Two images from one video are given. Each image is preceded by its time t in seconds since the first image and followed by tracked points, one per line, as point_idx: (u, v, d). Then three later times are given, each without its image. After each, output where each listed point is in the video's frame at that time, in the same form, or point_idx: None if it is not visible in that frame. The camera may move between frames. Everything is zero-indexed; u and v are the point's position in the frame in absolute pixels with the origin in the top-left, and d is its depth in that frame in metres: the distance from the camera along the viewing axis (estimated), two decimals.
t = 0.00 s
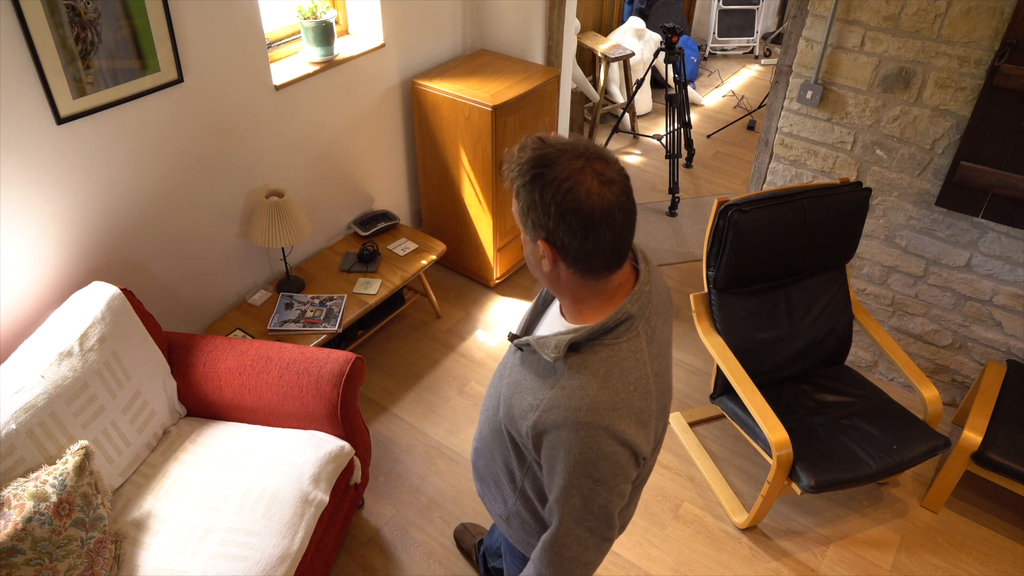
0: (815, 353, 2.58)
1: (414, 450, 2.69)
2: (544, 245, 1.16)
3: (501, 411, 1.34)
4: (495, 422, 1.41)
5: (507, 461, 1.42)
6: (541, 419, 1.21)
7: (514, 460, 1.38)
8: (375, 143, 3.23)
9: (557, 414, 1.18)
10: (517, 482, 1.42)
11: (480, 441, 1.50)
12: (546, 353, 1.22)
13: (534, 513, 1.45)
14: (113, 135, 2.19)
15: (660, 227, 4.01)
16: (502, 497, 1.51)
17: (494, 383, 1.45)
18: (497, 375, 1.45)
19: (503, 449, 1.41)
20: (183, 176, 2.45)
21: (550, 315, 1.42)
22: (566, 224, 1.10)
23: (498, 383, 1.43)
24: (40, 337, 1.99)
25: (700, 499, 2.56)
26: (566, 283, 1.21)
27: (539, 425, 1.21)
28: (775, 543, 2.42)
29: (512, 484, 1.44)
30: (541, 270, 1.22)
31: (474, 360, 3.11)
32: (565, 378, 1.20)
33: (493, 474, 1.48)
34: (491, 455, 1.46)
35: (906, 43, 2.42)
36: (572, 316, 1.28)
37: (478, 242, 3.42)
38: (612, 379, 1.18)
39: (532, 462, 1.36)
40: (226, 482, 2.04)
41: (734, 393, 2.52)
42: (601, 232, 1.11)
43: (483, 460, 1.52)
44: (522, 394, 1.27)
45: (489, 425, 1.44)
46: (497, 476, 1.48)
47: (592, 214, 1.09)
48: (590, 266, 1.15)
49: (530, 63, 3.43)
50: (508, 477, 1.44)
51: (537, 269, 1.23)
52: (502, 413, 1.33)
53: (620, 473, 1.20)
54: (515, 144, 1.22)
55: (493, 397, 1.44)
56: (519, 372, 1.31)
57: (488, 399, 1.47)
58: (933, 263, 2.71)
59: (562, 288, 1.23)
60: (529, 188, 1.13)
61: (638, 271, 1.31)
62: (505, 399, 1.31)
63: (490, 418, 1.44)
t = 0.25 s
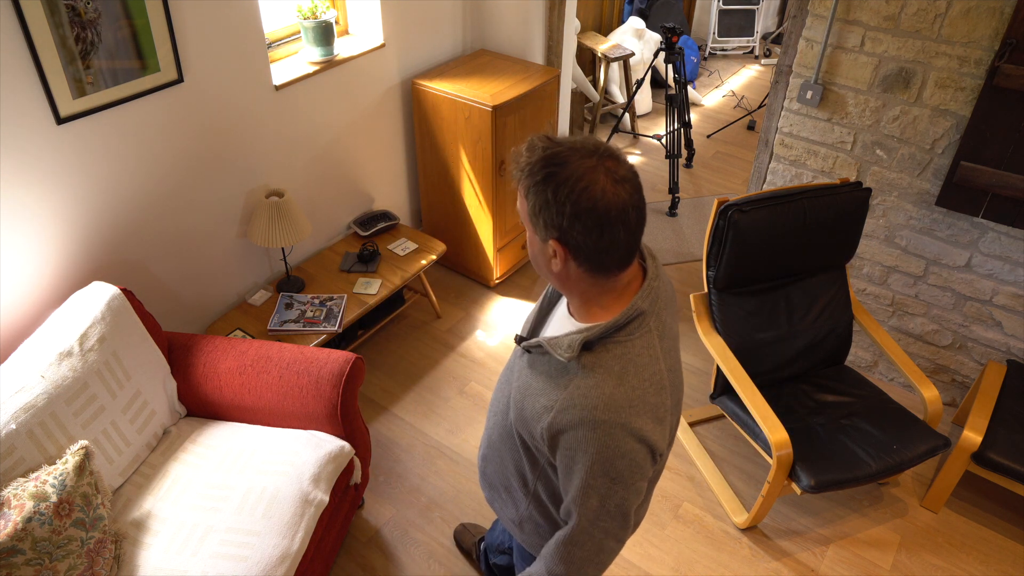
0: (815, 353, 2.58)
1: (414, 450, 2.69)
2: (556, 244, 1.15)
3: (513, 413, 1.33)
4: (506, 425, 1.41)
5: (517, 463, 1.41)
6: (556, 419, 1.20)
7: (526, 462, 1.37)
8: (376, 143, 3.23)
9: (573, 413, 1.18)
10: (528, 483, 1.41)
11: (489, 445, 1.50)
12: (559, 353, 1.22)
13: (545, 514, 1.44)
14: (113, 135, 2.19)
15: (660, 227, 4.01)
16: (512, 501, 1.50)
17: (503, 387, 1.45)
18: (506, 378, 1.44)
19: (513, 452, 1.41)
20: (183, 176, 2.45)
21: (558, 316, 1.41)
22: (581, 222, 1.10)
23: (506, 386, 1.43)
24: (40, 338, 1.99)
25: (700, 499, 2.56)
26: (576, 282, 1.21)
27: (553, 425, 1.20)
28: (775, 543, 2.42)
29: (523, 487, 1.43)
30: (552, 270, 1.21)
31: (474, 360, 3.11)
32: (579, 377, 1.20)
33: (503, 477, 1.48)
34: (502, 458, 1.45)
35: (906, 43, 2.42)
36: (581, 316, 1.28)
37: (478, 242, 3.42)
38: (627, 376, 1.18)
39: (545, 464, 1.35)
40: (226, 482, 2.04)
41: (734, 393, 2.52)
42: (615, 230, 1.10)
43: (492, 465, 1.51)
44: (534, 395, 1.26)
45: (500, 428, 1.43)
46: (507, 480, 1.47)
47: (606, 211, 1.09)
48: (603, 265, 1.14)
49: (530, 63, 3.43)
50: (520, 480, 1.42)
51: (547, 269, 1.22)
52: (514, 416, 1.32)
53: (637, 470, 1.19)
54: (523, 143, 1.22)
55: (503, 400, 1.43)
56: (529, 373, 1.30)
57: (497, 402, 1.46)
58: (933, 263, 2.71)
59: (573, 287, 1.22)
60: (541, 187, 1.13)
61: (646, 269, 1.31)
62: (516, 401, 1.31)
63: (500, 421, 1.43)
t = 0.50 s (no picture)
0: (814, 353, 2.58)
1: (415, 450, 2.70)
2: (564, 243, 1.15)
3: (520, 413, 1.33)
4: (513, 426, 1.41)
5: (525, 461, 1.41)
6: (563, 422, 1.19)
7: (535, 464, 1.37)
8: (376, 143, 3.23)
9: (580, 416, 1.17)
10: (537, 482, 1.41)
11: (497, 444, 1.50)
12: (565, 355, 1.22)
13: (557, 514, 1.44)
14: (113, 135, 2.19)
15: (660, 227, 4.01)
16: (521, 502, 1.49)
17: (509, 388, 1.45)
18: (512, 377, 1.45)
19: (522, 453, 1.41)
20: (184, 176, 2.45)
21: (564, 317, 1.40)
22: (591, 221, 1.09)
23: (513, 388, 1.43)
24: (40, 338, 1.99)
25: (700, 499, 2.56)
26: (584, 282, 1.20)
27: (561, 429, 1.20)
28: (775, 543, 2.42)
29: (531, 487, 1.43)
30: (561, 270, 1.21)
31: (475, 360, 3.11)
32: (586, 379, 1.19)
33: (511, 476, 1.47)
34: (510, 460, 1.45)
35: (906, 43, 2.42)
36: (587, 316, 1.27)
37: (478, 242, 3.42)
38: (634, 378, 1.17)
39: (554, 465, 1.35)
40: (225, 482, 2.04)
41: (734, 393, 2.52)
42: (626, 228, 1.10)
43: (500, 465, 1.51)
44: (542, 397, 1.26)
45: (507, 427, 1.44)
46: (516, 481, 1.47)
47: (617, 210, 1.09)
48: (612, 264, 1.14)
49: (530, 63, 3.43)
50: (529, 481, 1.42)
51: (554, 269, 1.22)
52: (522, 418, 1.32)
53: (649, 473, 1.17)
54: (532, 142, 1.21)
55: (510, 400, 1.43)
56: (536, 376, 1.30)
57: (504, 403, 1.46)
58: (934, 263, 2.71)
59: (580, 287, 1.22)
60: (551, 186, 1.13)
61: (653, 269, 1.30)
62: (524, 404, 1.31)
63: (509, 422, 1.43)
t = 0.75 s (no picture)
0: (814, 353, 2.58)
1: (415, 450, 2.69)
2: (572, 247, 1.14)
3: (531, 421, 1.32)
4: (521, 434, 1.40)
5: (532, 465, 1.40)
6: (581, 428, 1.18)
7: (545, 470, 1.36)
8: (376, 143, 3.23)
9: (599, 420, 1.16)
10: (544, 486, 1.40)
11: (502, 453, 1.49)
12: (579, 361, 1.21)
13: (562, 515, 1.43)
14: (113, 135, 2.19)
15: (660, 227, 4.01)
16: (529, 511, 1.48)
17: (515, 395, 1.44)
18: (517, 384, 1.44)
19: (531, 460, 1.39)
20: (184, 176, 2.45)
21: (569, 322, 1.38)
22: (600, 224, 1.09)
23: (519, 396, 1.42)
24: (40, 338, 1.99)
25: (700, 499, 2.56)
26: (592, 286, 1.20)
27: (579, 435, 1.19)
28: (775, 543, 2.42)
29: (539, 494, 1.42)
30: (569, 273, 1.20)
31: (475, 360, 3.11)
32: (603, 383, 1.19)
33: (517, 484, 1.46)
34: (518, 468, 1.44)
35: (906, 43, 2.42)
36: (596, 319, 1.27)
37: (478, 242, 3.42)
38: (651, 378, 1.18)
39: (566, 471, 1.34)
40: (225, 482, 2.04)
41: (734, 393, 2.52)
42: (633, 230, 1.10)
43: (506, 473, 1.49)
44: (556, 405, 1.25)
45: (514, 433, 1.43)
46: (524, 489, 1.45)
47: (625, 212, 1.09)
48: (620, 266, 1.14)
49: (530, 63, 3.43)
50: (538, 488, 1.41)
51: (561, 273, 1.21)
52: (533, 426, 1.31)
53: (670, 471, 1.17)
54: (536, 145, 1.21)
55: (517, 406, 1.42)
56: (547, 383, 1.29)
57: (510, 410, 1.45)
58: (934, 263, 2.71)
59: (588, 291, 1.22)
60: (558, 190, 1.12)
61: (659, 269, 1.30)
62: (535, 412, 1.30)
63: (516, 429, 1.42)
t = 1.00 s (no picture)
0: (814, 354, 2.58)
1: (415, 450, 2.69)
2: (587, 247, 1.12)
3: (536, 427, 1.31)
4: (523, 440, 1.39)
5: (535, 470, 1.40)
6: (596, 430, 1.17)
7: (552, 475, 1.35)
8: (376, 143, 3.23)
9: (615, 420, 1.15)
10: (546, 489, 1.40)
11: (501, 461, 1.48)
12: (588, 362, 1.20)
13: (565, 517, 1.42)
14: (113, 135, 2.19)
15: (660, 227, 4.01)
16: (533, 515, 1.47)
17: (513, 400, 1.43)
18: (514, 390, 1.43)
19: (535, 465, 1.39)
20: (184, 176, 2.45)
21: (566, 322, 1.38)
22: (618, 220, 1.08)
23: (518, 402, 1.41)
24: (40, 338, 1.99)
25: (700, 499, 2.56)
26: (601, 287, 1.18)
27: (595, 437, 1.18)
28: (775, 543, 2.42)
29: (544, 498, 1.42)
30: (579, 276, 1.18)
31: (475, 360, 3.11)
32: (614, 383, 1.18)
33: (520, 490, 1.46)
34: (521, 474, 1.43)
35: (906, 43, 2.42)
36: (598, 320, 1.26)
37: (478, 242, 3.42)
38: (661, 371, 1.18)
39: (573, 474, 1.33)
40: (225, 482, 2.04)
41: (734, 393, 2.52)
42: (647, 227, 1.11)
43: (507, 480, 1.48)
44: (567, 409, 1.24)
45: (515, 439, 1.42)
46: (527, 494, 1.45)
47: (640, 206, 1.09)
48: (634, 261, 1.13)
49: (530, 63, 3.43)
50: (542, 492, 1.41)
51: (570, 277, 1.19)
52: (541, 432, 1.29)
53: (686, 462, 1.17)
54: (536, 147, 1.19)
55: (515, 413, 1.42)
56: (553, 387, 1.28)
57: (509, 416, 1.44)
58: (934, 263, 2.71)
59: (596, 293, 1.20)
60: (571, 190, 1.10)
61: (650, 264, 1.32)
62: (543, 418, 1.28)
63: (518, 435, 1.41)
